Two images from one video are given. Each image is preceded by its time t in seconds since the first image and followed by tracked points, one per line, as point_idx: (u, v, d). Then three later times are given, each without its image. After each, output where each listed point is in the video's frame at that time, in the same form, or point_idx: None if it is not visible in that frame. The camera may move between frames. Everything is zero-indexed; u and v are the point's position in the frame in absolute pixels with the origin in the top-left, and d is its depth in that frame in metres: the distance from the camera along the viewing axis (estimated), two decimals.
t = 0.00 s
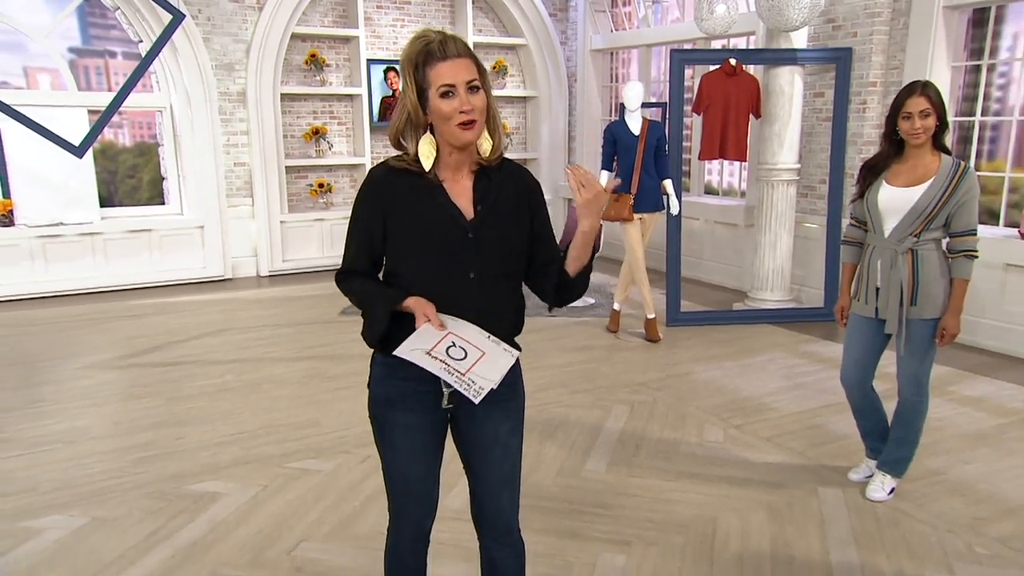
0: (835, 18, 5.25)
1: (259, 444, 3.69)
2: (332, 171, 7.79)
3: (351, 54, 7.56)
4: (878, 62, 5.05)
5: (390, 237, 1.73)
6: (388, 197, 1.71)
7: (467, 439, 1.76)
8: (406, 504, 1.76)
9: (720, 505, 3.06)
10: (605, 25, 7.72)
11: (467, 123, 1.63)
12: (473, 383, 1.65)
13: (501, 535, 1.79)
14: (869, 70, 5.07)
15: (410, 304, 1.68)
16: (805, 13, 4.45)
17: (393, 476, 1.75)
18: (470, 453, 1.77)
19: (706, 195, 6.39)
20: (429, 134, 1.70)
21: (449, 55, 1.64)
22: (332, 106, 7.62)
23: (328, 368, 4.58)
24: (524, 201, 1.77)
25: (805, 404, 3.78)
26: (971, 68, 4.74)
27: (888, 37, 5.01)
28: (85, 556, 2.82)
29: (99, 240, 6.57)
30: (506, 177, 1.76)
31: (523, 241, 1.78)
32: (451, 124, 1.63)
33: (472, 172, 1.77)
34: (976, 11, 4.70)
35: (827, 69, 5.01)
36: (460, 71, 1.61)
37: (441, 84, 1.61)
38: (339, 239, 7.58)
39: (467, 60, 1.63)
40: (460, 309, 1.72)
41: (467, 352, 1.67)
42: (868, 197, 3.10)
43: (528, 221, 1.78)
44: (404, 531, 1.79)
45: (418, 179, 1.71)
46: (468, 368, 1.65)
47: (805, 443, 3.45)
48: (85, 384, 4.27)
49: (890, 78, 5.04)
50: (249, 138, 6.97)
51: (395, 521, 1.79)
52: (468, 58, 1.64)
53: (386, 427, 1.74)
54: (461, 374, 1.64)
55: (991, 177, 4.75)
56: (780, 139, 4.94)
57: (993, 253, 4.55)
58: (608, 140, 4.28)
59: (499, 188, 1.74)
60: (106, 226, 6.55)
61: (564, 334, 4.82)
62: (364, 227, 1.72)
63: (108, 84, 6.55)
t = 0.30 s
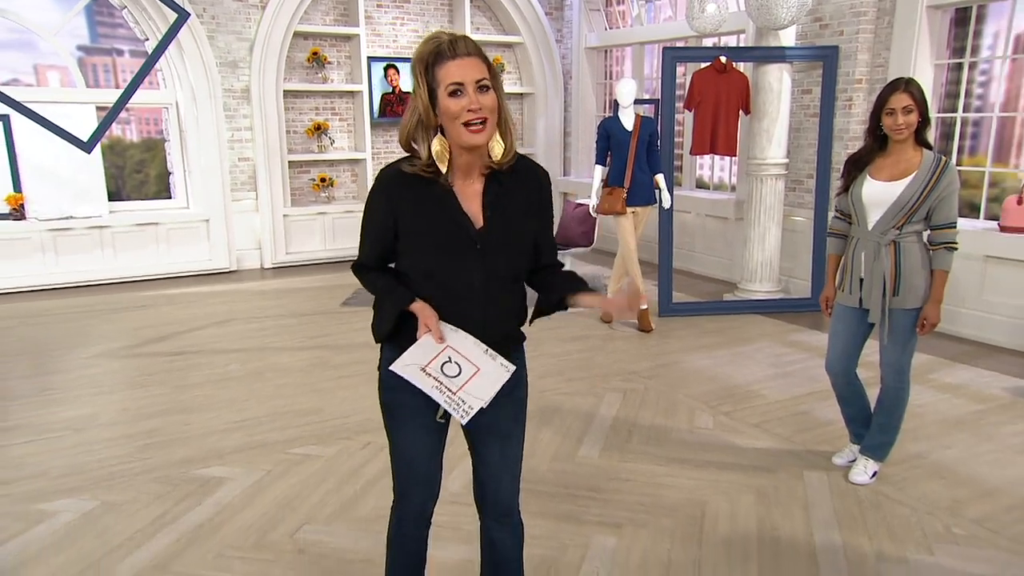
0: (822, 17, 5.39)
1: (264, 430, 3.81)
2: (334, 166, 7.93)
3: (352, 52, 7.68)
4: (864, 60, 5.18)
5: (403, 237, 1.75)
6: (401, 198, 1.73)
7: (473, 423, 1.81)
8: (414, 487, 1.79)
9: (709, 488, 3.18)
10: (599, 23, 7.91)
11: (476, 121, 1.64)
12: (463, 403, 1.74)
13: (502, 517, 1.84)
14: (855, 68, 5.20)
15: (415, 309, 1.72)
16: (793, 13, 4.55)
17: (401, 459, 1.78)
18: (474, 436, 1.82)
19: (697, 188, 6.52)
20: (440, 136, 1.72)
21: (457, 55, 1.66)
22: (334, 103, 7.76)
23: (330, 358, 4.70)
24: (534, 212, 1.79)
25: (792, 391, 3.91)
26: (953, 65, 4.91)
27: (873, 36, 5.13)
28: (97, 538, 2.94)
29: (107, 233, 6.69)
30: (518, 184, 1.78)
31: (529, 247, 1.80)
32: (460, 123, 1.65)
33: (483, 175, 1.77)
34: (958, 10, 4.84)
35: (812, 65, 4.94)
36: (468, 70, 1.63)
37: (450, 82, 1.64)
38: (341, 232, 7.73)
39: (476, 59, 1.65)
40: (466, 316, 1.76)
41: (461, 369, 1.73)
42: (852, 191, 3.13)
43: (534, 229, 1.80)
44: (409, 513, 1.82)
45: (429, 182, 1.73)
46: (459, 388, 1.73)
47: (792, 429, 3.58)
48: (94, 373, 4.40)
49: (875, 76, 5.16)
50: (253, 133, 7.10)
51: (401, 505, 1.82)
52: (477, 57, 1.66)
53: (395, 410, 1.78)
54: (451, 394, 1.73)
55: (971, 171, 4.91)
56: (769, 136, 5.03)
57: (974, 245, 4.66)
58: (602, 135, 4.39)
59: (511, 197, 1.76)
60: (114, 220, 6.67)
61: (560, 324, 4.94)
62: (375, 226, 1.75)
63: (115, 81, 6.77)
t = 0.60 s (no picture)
0: (809, 18, 5.53)
1: (268, 419, 3.94)
2: (336, 163, 8.10)
3: (354, 52, 7.86)
4: (849, 60, 5.32)
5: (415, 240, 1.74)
6: (416, 202, 1.72)
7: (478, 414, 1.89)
8: (420, 477, 1.82)
9: (698, 475, 3.30)
10: (593, 23, 8.14)
11: (491, 144, 1.64)
12: (450, 408, 1.74)
13: (502, 504, 1.91)
14: (841, 67, 5.33)
15: (420, 310, 1.75)
16: (781, 13, 4.66)
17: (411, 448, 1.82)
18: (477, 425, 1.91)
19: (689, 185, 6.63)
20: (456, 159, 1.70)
21: (472, 78, 1.66)
22: (336, 101, 7.93)
23: (332, 349, 4.83)
24: (544, 235, 1.81)
25: (779, 381, 4.05)
26: (936, 65, 5.04)
27: (858, 37, 5.28)
28: (108, 522, 3.06)
29: (117, 228, 6.87)
30: (531, 206, 1.78)
31: (537, 263, 1.81)
32: (474, 147, 1.64)
33: (498, 198, 1.77)
34: (941, 11, 4.98)
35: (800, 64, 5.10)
36: (483, 93, 1.63)
37: (464, 106, 1.63)
38: (342, 227, 7.93)
39: (491, 82, 1.65)
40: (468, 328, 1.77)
41: (453, 375, 1.74)
42: (836, 187, 3.22)
43: (541, 252, 1.81)
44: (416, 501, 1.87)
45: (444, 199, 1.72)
46: (448, 393, 1.74)
47: (778, 418, 3.71)
48: (104, 364, 4.53)
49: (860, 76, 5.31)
50: (257, 131, 7.25)
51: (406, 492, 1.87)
52: (492, 80, 1.66)
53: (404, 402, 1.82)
54: (439, 398, 1.74)
55: (952, 169, 5.03)
56: (758, 133, 5.16)
57: (954, 238, 4.77)
58: (596, 133, 4.49)
59: (523, 217, 1.76)
60: (123, 216, 6.86)
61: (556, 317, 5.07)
62: (385, 229, 1.75)
63: (124, 80, 6.93)
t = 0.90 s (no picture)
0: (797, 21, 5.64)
1: (273, 409, 4.07)
2: (338, 161, 8.27)
3: (355, 53, 8.04)
4: (836, 62, 5.46)
5: (417, 239, 1.80)
6: (418, 203, 1.78)
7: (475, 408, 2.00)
8: (421, 466, 1.93)
9: (687, 462, 3.43)
10: (588, 25, 8.38)
11: (493, 151, 1.70)
12: (459, 402, 1.82)
13: (497, 488, 2.04)
14: (828, 68, 5.47)
15: (424, 308, 1.80)
16: (770, 16, 4.78)
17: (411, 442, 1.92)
18: (474, 416, 2.02)
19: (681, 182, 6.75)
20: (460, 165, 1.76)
21: (475, 86, 1.71)
22: (338, 101, 8.10)
23: (334, 341, 4.97)
24: (543, 237, 1.88)
25: (766, 373, 4.18)
26: (919, 66, 5.19)
27: (845, 38, 5.42)
28: (118, 508, 3.19)
29: (125, 225, 7.03)
30: (530, 210, 1.84)
31: (535, 263, 1.88)
32: (478, 154, 1.70)
33: (499, 202, 1.83)
34: (924, 15, 5.14)
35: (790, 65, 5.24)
36: (486, 102, 1.68)
37: (468, 113, 1.69)
38: (344, 224, 8.12)
39: (494, 91, 1.71)
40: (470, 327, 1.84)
41: (460, 370, 1.82)
42: (821, 184, 3.34)
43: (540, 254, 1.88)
44: (414, 490, 1.97)
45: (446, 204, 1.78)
46: (456, 387, 1.81)
47: (766, 408, 3.83)
48: (113, 356, 4.66)
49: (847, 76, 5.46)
50: (261, 130, 7.45)
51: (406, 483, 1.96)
52: (494, 88, 1.72)
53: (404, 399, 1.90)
54: (448, 392, 1.82)
55: (935, 166, 5.19)
56: (747, 132, 5.28)
57: (936, 235, 4.91)
58: (590, 132, 4.61)
59: (523, 220, 1.83)
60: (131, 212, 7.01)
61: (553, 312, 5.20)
62: (387, 231, 1.81)
63: (132, 81, 7.09)
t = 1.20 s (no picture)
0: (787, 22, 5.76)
1: (276, 400, 4.19)
2: (339, 159, 8.43)
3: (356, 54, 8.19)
4: (823, 63, 5.56)
5: (415, 233, 1.90)
6: (415, 198, 1.88)
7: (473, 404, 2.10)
8: (418, 455, 2.03)
9: (678, 452, 3.54)
10: (583, 26, 8.60)
11: (488, 146, 1.81)
12: (456, 394, 1.93)
13: (493, 478, 2.14)
14: (816, 69, 5.58)
15: (419, 302, 1.90)
16: (760, 17, 4.89)
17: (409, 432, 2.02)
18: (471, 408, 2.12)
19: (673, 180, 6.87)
20: (455, 159, 1.87)
21: (471, 84, 1.81)
22: (339, 101, 8.24)
23: (336, 335, 5.09)
24: (535, 232, 1.98)
25: (755, 365, 4.31)
26: (904, 67, 5.32)
27: (832, 39, 5.53)
28: (126, 497, 3.30)
29: (132, 221, 7.17)
30: (524, 204, 1.96)
31: (528, 257, 1.98)
32: (474, 148, 1.80)
33: (494, 195, 1.94)
34: (909, 16, 5.25)
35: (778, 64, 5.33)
36: (482, 98, 1.79)
37: (464, 110, 1.79)
38: (345, 220, 8.27)
39: (489, 88, 1.81)
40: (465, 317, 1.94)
41: (457, 363, 1.93)
42: (806, 179, 3.43)
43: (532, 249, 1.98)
44: (412, 476, 2.08)
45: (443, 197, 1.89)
46: (454, 380, 1.93)
47: (754, 399, 3.96)
48: (120, 349, 4.78)
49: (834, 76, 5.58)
50: (265, 129, 7.59)
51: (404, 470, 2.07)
52: (489, 85, 1.82)
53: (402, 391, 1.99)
54: (446, 384, 1.93)
55: (919, 164, 5.30)
56: (738, 131, 5.40)
57: (921, 231, 5.02)
58: (585, 130, 4.71)
59: (515, 214, 1.93)
60: (138, 210, 7.18)
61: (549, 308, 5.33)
62: (388, 225, 1.90)
63: (138, 81, 7.18)
